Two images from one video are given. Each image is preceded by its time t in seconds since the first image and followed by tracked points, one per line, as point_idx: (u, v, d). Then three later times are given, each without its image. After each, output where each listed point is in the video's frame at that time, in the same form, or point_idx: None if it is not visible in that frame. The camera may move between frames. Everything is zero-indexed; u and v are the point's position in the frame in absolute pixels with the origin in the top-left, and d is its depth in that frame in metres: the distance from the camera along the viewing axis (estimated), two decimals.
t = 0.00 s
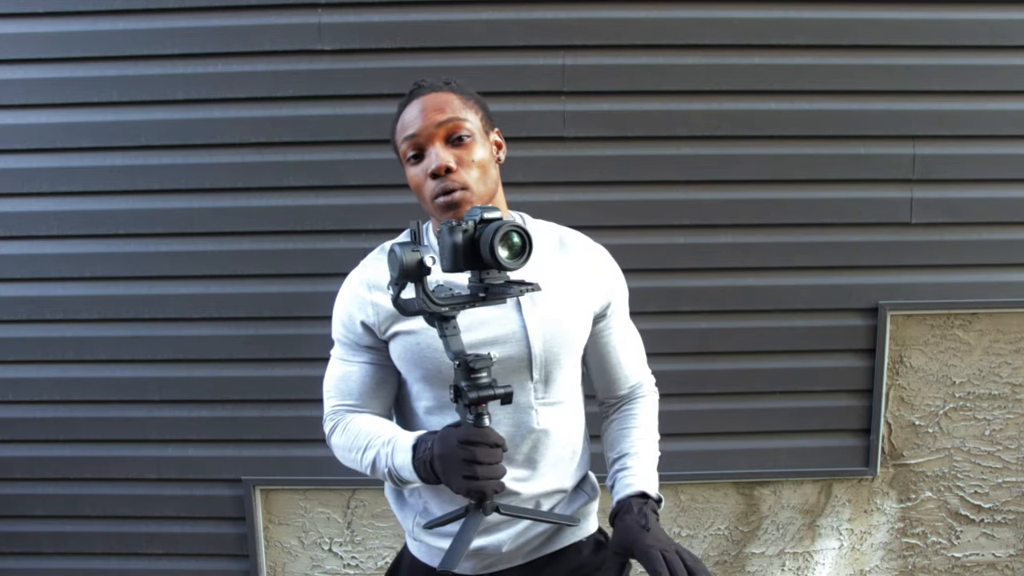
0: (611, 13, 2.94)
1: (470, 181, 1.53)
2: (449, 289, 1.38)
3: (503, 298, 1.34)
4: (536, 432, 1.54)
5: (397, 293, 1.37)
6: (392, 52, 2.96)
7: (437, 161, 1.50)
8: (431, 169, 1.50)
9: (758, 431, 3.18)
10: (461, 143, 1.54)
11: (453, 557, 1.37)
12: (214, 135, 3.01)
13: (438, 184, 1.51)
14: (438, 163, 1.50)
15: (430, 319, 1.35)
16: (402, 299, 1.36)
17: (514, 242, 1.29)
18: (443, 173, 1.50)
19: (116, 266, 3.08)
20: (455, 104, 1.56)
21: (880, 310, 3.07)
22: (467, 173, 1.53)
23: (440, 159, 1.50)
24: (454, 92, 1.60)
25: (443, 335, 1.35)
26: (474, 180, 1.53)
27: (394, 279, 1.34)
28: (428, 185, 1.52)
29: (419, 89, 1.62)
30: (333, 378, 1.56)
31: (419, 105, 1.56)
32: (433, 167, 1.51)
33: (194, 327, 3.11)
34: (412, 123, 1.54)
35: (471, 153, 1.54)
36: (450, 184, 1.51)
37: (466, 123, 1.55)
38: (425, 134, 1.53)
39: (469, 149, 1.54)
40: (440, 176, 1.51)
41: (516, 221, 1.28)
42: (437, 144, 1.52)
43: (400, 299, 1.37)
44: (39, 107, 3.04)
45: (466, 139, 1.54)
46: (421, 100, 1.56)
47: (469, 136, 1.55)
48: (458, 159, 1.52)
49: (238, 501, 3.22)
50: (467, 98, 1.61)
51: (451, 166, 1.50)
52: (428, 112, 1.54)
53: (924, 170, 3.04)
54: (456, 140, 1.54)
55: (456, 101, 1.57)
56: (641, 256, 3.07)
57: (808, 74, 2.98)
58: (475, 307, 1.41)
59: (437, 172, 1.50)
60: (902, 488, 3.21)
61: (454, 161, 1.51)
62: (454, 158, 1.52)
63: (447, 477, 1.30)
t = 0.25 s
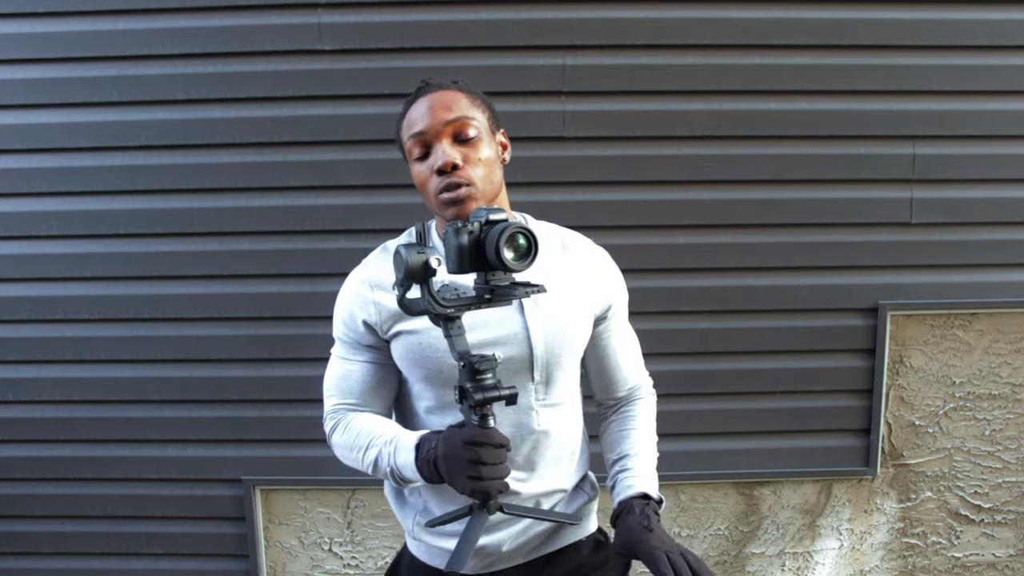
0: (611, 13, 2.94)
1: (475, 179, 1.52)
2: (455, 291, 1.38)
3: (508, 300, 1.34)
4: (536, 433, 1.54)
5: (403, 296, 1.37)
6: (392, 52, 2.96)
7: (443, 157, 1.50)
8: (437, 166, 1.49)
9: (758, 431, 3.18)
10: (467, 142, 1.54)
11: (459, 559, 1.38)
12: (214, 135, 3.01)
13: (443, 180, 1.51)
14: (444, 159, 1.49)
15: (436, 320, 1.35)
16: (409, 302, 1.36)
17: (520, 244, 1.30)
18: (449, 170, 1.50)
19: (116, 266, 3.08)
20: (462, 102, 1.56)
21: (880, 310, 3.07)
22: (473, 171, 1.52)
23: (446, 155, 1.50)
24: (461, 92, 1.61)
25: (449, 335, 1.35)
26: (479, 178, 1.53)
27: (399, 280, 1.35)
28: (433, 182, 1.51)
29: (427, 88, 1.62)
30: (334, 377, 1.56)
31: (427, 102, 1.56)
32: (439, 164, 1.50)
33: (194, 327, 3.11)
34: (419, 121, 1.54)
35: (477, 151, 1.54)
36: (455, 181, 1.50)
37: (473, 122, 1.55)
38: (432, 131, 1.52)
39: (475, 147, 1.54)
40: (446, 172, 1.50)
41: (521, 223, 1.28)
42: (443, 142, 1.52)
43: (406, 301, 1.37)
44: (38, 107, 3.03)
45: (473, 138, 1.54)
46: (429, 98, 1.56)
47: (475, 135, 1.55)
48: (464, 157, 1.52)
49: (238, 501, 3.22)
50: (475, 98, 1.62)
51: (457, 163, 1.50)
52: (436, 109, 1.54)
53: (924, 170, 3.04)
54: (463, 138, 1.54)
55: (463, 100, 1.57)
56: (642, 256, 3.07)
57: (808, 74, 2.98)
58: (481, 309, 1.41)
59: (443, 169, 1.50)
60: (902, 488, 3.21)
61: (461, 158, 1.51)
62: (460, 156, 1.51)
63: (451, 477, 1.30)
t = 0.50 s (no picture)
0: (611, 13, 2.94)
1: (474, 183, 1.53)
2: (453, 292, 1.37)
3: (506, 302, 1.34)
4: (536, 432, 1.54)
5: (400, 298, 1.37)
6: (392, 52, 2.96)
7: (443, 158, 1.50)
8: (437, 166, 1.50)
9: (758, 431, 3.18)
10: (470, 143, 1.54)
11: (456, 560, 1.38)
12: (214, 136, 3.00)
13: (441, 181, 1.51)
14: (444, 160, 1.50)
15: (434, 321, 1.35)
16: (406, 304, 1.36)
17: (517, 246, 1.29)
18: (448, 171, 1.50)
19: (116, 266, 3.07)
20: (467, 104, 1.56)
21: (881, 311, 3.07)
22: (473, 173, 1.52)
23: (446, 157, 1.50)
24: (470, 92, 1.60)
25: (446, 335, 1.35)
26: (479, 181, 1.53)
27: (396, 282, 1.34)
28: (432, 182, 1.52)
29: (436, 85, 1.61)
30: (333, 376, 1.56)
31: (433, 101, 1.56)
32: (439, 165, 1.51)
33: (195, 327, 3.11)
34: (423, 120, 1.54)
35: (479, 154, 1.54)
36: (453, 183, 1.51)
37: (477, 124, 1.54)
38: (435, 131, 1.52)
39: (477, 150, 1.54)
40: (445, 173, 1.51)
41: (519, 225, 1.28)
42: (445, 142, 1.52)
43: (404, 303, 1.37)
44: (39, 107, 3.03)
45: (475, 141, 1.54)
46: (435, 97, 1.56)
47: (478, 138, 1.55)
48: (465, 159, 1.52)
49: (238, 501, 3.22)
50: (483, 99, 1.60)
51: (456, 165, 1.50)
52: (441, 108, 1.53)
53: (924, 170, 3.04)
54: (466, 140, 1.53)
55: (470, 100, 1.57)
56: (642, 256, 3.07)
57: (808, 74, 2.98)
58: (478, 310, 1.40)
59: (443, 170, 1.50)
60: (902, 488, 3.21)
61: (461, 161, 1.51)
62: (461, 158, 1.51)
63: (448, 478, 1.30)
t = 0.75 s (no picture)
0: (611, 13, 2.94)
1: (467, 184, 1.53)
2: (439, 287, 1.37)
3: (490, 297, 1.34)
4: (531, 428, 1.53)
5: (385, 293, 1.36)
6: (392, 52, 2.96)
7: (439, 157, 1.50)
8: (431, 163, 1.50)
9: (758, 431, 3.18)
10: (469, 145, 1.53)
11: (439, 551, 1.37)
12: (214, 136, 3.01)
13: (434, 179, 1.51)
14: (439, 159, 1.50)
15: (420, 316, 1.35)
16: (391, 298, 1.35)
17: (501, 241, 1.29)
18: (442, 170, 1.50)
19: (116, 266, 3.08)
20: (473, 106, 1.55)
21: (881, 311, 3.07)
22: (466, 175, 1.52)
23: (442, 155, 1.50)
24: (481, 94, 1.59)
25: (433, 331, 1.35)
26: (472, 183, 1.53)
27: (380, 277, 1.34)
28: (425, 178, 1.52)
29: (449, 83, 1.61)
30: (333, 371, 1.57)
31: (441, 98, 1.55)
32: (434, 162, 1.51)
33: (195, 327, 3.11)
34: (427, 116, 1.54)
35: (477, 156, 1.53)
36: (445, 182, 1.51)
37: (480, 126, 1.54)
38: (436, 128, 1.52)
39: (476, 152, 1.53)
40: (439, 171, 1.51)
41: (503, 220, 1.28)
42: (444, 140, 1.52)
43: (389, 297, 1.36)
44: (39, 107, 3.03)
45: (476, 143, 1.54)
46: (444, 94, 1.56)
47: (479, 140, 1.54)
48: (461, 160, 1.52)
49: (238, 501, 3.22)
50: (492, 103, 1.59)
51: (451, 165, 1.50)
52: (447, 107, 1.53)
53: (924, 170, 3.04)
54: (466, 141, 1.53)
55: (477, 102, 1.56)
56: (641, 256, 3.07)
57: (808, 74, 2.98)
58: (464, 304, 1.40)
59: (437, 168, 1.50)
60: (902, 488, 3.21)
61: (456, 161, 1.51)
62: (457, 158, 1.51)
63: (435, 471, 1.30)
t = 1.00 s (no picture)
0: (611, 13, 2.94)
1: (471, 182, 1.53)
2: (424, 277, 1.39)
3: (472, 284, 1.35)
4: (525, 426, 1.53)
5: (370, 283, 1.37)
6: (392, 52, 2.96)
7: (443, 155, 1.50)
8: (436, 162, 1.50)
9: (758, 431, 3.18)
10: (473, 143, 1.53)
11: (422, 536, 1.34)
12: (214, 136, 3.01)
13: (439, 177, 1.51)
14: (444, 157, 1.50)
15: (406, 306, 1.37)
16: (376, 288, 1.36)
17: (481, 229, 1.30)
18: (446, 168, 1.50)
19: (116, 265, 3.08)
20: (477, 104, 1.55)
21: (880, 311, 3.07)
22: (471, 173, 1.52)
23: (446, 154, 1.50)
24: (484, 93, 1.59)
25: (420, 323, 1.36)
26: (476, 181, 1.53)
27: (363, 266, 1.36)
28: (430, 176, 1.52)
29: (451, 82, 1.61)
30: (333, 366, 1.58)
31: (444, 97, 1.56)
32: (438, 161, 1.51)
33: (195, 327, 3.11)
34: (431, 115, 1.54)
35: (481, 154, 1.53)
36: (450, 180, 1.51)
37: (484, 125, 1.54)
38: (440, 127, 1.53)
39: (480, 150, 1.54)
40: (444, 170, 1.51)
41: (483, 209, 1.28)
42: (449, 139, 1.52)
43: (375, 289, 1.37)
44: (39, 107, 3.03)
45: (479, 141, 1.54)
46: (447, 93, 1.56)
47: (483, 138, 1.54)
48: (465, 158, 1.52)
49: (238, 501, 3.22)
50: (494, 101, 1.60)
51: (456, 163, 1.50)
52: (450, 106, 1.54)
53: (924, 170, 3.04)
54: (469, 139, 1.53)
55: (480, 101, 1.56)
56: (641, 256, 3.07)
57: (807, 73, 2.98)
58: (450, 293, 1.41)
59: (441, 167, 1.51)
60: (902, 488, 3.21)
61: (461, 159, 1.51)
62: (461, 156, 1.51)
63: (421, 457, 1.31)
